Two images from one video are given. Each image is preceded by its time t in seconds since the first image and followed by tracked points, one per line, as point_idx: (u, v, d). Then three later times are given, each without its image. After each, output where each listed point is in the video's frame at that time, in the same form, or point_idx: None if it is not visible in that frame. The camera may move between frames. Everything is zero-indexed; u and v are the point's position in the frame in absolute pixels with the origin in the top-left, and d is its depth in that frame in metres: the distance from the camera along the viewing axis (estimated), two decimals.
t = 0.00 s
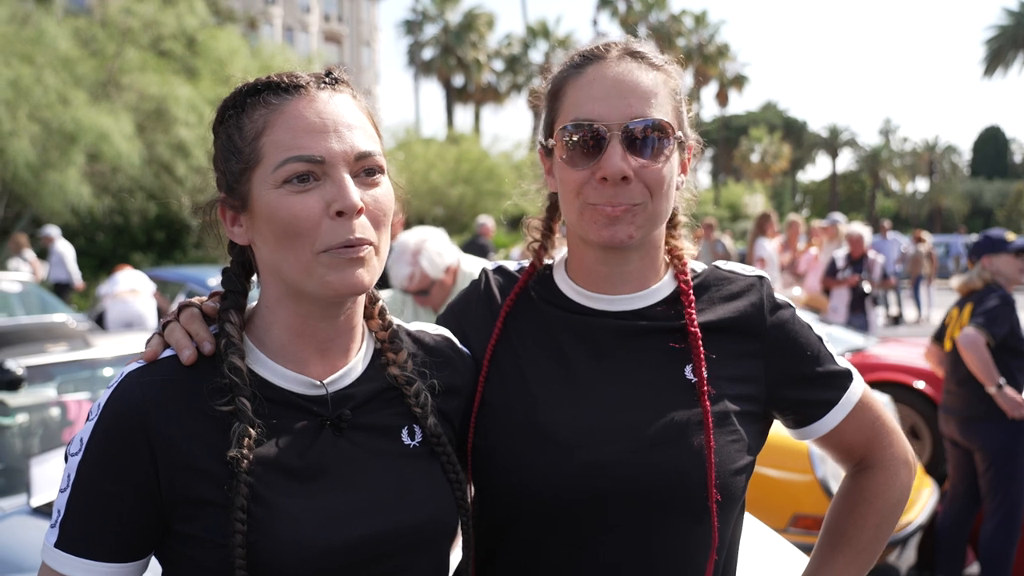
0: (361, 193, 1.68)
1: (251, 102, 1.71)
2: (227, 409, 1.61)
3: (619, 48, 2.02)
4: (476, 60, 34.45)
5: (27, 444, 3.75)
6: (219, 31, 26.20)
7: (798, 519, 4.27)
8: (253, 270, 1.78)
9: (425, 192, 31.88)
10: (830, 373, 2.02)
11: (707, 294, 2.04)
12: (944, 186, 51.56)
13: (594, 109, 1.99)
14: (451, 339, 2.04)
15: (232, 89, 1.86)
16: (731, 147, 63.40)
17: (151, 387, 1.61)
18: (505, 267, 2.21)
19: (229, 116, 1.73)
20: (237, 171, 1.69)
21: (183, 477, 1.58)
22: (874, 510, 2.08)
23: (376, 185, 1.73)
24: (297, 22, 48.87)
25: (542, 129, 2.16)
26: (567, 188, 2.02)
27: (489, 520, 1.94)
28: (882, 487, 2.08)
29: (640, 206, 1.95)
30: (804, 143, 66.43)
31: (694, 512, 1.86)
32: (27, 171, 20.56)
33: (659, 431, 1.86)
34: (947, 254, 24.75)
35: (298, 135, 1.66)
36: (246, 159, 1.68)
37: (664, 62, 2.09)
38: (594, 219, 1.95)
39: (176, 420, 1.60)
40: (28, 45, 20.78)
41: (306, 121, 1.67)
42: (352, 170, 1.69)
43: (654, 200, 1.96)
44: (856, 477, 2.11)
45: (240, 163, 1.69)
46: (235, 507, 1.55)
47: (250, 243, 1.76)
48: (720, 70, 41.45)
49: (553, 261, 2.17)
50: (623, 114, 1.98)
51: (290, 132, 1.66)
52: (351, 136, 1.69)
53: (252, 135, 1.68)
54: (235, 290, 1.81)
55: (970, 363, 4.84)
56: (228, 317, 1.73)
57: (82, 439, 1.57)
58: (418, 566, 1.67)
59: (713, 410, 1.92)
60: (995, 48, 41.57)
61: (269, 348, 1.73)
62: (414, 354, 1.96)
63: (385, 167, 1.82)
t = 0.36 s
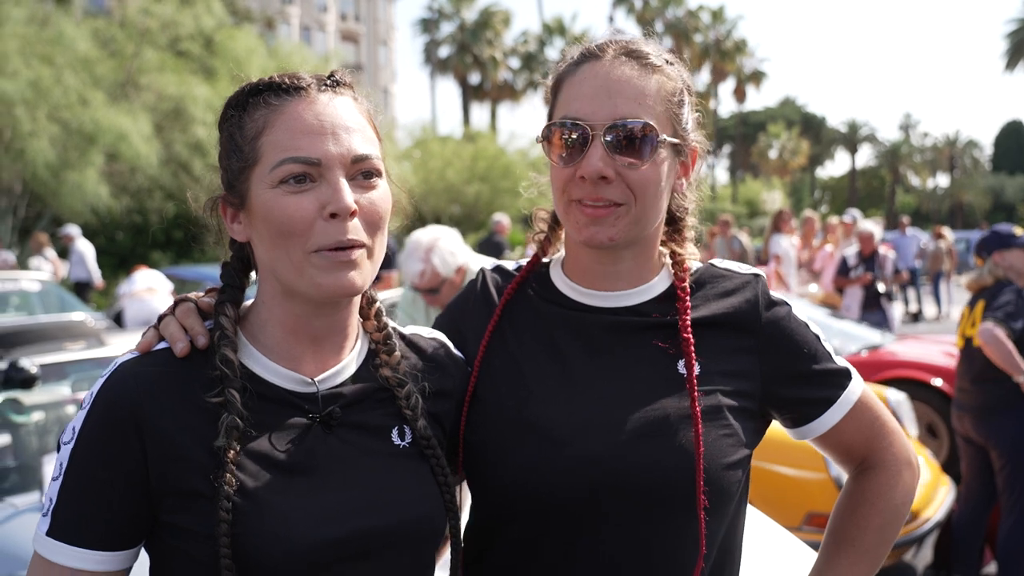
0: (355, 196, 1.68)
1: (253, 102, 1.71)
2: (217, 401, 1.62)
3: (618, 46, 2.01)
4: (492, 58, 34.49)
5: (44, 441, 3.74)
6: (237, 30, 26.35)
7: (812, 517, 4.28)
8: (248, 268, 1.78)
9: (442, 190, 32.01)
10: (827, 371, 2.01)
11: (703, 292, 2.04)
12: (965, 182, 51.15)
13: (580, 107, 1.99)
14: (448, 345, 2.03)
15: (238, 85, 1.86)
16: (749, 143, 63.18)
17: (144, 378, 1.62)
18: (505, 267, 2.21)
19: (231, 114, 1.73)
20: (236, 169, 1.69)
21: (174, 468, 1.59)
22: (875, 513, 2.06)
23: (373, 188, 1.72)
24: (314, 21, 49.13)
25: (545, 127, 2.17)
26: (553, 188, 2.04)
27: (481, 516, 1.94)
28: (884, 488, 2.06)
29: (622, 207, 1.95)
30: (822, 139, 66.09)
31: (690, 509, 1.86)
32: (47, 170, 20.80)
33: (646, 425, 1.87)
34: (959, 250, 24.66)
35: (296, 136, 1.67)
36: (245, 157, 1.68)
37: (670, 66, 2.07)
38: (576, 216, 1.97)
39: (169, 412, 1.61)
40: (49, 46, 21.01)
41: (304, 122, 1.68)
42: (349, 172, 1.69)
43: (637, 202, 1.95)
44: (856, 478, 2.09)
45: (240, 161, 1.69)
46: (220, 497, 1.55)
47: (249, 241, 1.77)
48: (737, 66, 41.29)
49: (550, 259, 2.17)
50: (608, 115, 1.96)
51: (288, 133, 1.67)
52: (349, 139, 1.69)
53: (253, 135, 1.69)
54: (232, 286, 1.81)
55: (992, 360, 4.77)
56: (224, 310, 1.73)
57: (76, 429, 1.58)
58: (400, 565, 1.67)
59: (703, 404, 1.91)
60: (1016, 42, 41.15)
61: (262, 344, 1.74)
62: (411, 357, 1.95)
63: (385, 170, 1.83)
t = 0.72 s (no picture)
0: (340, 193, 1.69)
1: (239, 100, 1.71)
2: (204, 398, 1.62)
3: (607, 46, 2.01)
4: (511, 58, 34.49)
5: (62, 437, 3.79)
6: (257, 29, 26.48)
7: (827, 519, 4.29)
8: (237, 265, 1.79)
9: (460, 189, 32.11)
10: (823, 366, 1.99)
11: (696, 286, 2.04)
12: (988, 181, 50.67)
13: (568, 107, 2.00)
14: (443, 345, 2.02)
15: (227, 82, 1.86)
16: (769, 142, 62.92)
17: (131, 374, 1.63)
18: (498, 269, 2.20)
19: (218, 111, 1.73)
20: (224, 165, 1.69)
21: (161, 465, 1.59)
22: (879, 513, 2.02)
23: (359, 184, 1.73)
24: (334, 20, 49.38)
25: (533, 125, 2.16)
26: (542, 188, 2.05)
27: (473, 513, 1.94)
28: (889, 487, 2.02)
29: (608, 208, 1.95)
30: (844, 137, 65.64)
31: (686, 503, 1.85)
32: (69, 170, 21.07)
33: (638, 417, 1.87)
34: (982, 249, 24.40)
35: (281, 133, 1.67)
36: (232, 154, 1.69)
37: (662, 63, 2.06)
38: (563, 215, 1.97)
39: (156, 410, 1.61)
40: (70, 47, 21.29)
41: (290, 119, 1.68)
42: (334, 169, 1.69)
43: (623, 203, 1.96)
44: (859, 477, 2.06)
45: (227, 158, 1.70)
46: (205, 493, 1.55)
47: (237, 237, 1.77)
48: (758, 64, 41.08)
49: (543, 259, 2.17)
50: (595, 116, 1.98)
51: (273, 130, 1.67)
52: (335, 136, 1.69)
53: (239, 132, 1.69)
54: (223, 284, 1.81)
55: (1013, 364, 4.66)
56: (212, 309, 1.73)
57: (66, 428, 1.59)
58: (387, 561, 1.66)
59: (697, 399, 1.91)
60: None
61: (250, 341, 1.74)
62: (402, 359, 1.93)
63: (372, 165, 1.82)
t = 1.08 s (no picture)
0: (331, 195, 1.72)
1: (226, 101, 1.74)
2: (192, 400, 1.68)
3: (602, 44, 2.03)
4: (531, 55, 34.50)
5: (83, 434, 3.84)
6: (279, 29, 26.65)
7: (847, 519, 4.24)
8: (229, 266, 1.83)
9: (480, 188, 32.20)
10: (827, 359, 1.98)
11: (694, 279, 2.08)
12: (1015, 177, 50.06)
13: (563, 107, 2.03)
14: (437, 342, 2.11)
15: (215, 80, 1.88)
16: (791, 138, 62.51)
17: (118, 380, 1.68)
18: (496, 268, 2.27)
19: (205, 113, 1.76)
20: (210, 168, 1.72)
21: (147, 467, 1.65)
22: (889, 509, 1.98)
23: (348, 186, 1.76)
24: (356, 19, 49.65)
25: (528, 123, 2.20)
26: (540, 186, 2.09)
27: (468, 509, 2.00)
28: (897, 482, 1.98)
29: (604, 209, 1.99)
30: (867, 133, 65.09)
31: (681, 500, 1.88)
32: (93, 170, 21.36)
33: (631, 414, 1.91)
34: (1008, 247, 24.10)
35: (270, 135, 1.70)
36: (220, 157, 1.72)
37: (657, 60, 2.08)
38: (559, 215, 2.02)
39: (148, 411, 1.67)
40: (94, 48, 21.84)
41: (280, 122, 1.71)
42: (324, 171, 1.73)
43: (620, 203, 1.99)
44: (868, 474, 2.02)
45: (215, 160, 1.73)
46: (192, 488, 1.62)
47: (226, 237, 1.80)
48: (780, 60, 40.80)
49: (537, 259, 2.21)
50: (591, 116, 2.01)
51: (261, 133, 1.70)
52: (324, 138, 1.73)
53: (226, 134, 1.72)
54: (209, 284, 1.86)
55: None
56: (199, 310, 1.79)
57: (56, 432, 1.65)
58: (380, 554, 1.73)
59: (694, 392, 1.94)
60: None
61: (239, 342, 1.80)
62: (391, 352, 2.03)
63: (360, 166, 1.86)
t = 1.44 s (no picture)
0: (323, 193, 1.77)
1: (217, 100, 1.78)
2: (188, 400, 1.72)
3: (604, 37, 2.04)
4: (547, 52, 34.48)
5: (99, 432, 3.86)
6: (295, 29, 26.74)
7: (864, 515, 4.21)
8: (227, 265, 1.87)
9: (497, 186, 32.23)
10: (829, 355, 1.97)
11: (690, 276, 2.08)
12: None
13: (568, 104, 2.04)
14: (433, 340, 2.12)
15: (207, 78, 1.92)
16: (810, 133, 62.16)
17: (116, 382, 1.73)
18: (494, 264, 2.29)
19: (194, 111, 1.80)
20: (201, 167, 1.77)
21: (143, 468, 1.69)
22: (889, 507, 1.97)
23: (341, 184, 1.81)
24: (372, 18, 49.84)
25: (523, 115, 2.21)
26: (543, 184, 2.09)
27: (466, 508, 2.01)
28: (900, 479, 1.97)
29: (609, 208, 2.00)
30: (887, 127, 64.61)
31: (682, 499, 1.87)
32: (113, 171, 21.50)
33: (631, 416, 1.90)
34: None
35: (262, 135, 1.74)
36: (211, 156, 1.76)
37: (654, 54, 2.09)
38: (563, 215, 2.03)
39: (146, 413, 1.71)
40: (113, 50, 22.11)
41: (271, 121, 1.75)
42: (317, 170, 1.77)
43: (627, 203, 2.01)
44: (871, 471, 2.00)
45: (206, 159, 1.77)
46: (189, 487, 1.66)
47: (216, 236, 1.85)
48: (798, 54, 40.58)
49: (535, 257, 2.23)
50: (596, 112, 2.02)
51: (253, 133, 1.74)
52: (316, 137, 1.77)
53: (217, 134, 1.76)
54: (201, 282, 1.92)
55: None
56: (193, 311, 1.84)
57: (55, 435, 1.69)
58: (378, 553, 1.78)
59: (694, 390, 1.94)
60: None
61: (233, 341, 1.85)
62: (384, 346, 2.06)
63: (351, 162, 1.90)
